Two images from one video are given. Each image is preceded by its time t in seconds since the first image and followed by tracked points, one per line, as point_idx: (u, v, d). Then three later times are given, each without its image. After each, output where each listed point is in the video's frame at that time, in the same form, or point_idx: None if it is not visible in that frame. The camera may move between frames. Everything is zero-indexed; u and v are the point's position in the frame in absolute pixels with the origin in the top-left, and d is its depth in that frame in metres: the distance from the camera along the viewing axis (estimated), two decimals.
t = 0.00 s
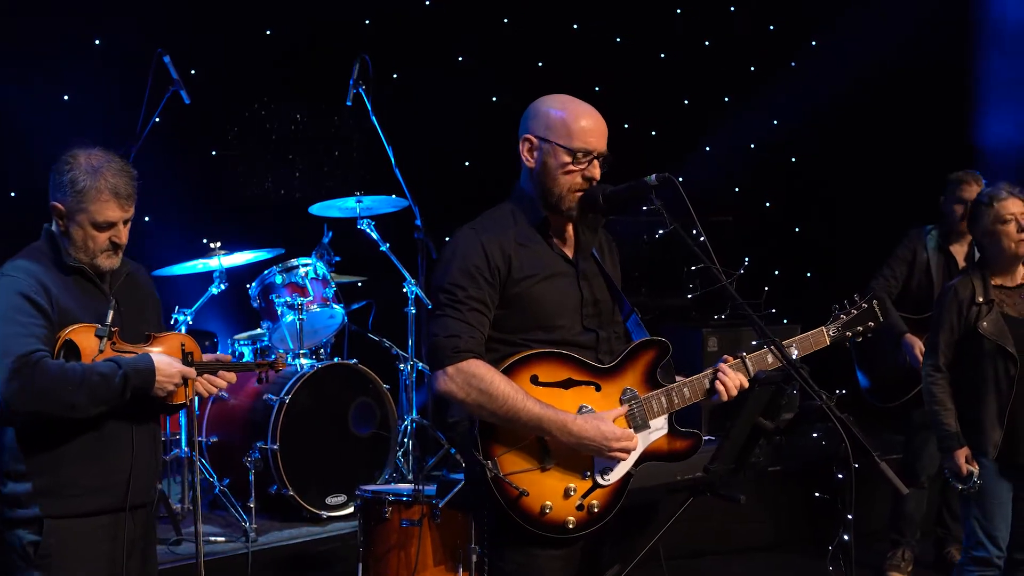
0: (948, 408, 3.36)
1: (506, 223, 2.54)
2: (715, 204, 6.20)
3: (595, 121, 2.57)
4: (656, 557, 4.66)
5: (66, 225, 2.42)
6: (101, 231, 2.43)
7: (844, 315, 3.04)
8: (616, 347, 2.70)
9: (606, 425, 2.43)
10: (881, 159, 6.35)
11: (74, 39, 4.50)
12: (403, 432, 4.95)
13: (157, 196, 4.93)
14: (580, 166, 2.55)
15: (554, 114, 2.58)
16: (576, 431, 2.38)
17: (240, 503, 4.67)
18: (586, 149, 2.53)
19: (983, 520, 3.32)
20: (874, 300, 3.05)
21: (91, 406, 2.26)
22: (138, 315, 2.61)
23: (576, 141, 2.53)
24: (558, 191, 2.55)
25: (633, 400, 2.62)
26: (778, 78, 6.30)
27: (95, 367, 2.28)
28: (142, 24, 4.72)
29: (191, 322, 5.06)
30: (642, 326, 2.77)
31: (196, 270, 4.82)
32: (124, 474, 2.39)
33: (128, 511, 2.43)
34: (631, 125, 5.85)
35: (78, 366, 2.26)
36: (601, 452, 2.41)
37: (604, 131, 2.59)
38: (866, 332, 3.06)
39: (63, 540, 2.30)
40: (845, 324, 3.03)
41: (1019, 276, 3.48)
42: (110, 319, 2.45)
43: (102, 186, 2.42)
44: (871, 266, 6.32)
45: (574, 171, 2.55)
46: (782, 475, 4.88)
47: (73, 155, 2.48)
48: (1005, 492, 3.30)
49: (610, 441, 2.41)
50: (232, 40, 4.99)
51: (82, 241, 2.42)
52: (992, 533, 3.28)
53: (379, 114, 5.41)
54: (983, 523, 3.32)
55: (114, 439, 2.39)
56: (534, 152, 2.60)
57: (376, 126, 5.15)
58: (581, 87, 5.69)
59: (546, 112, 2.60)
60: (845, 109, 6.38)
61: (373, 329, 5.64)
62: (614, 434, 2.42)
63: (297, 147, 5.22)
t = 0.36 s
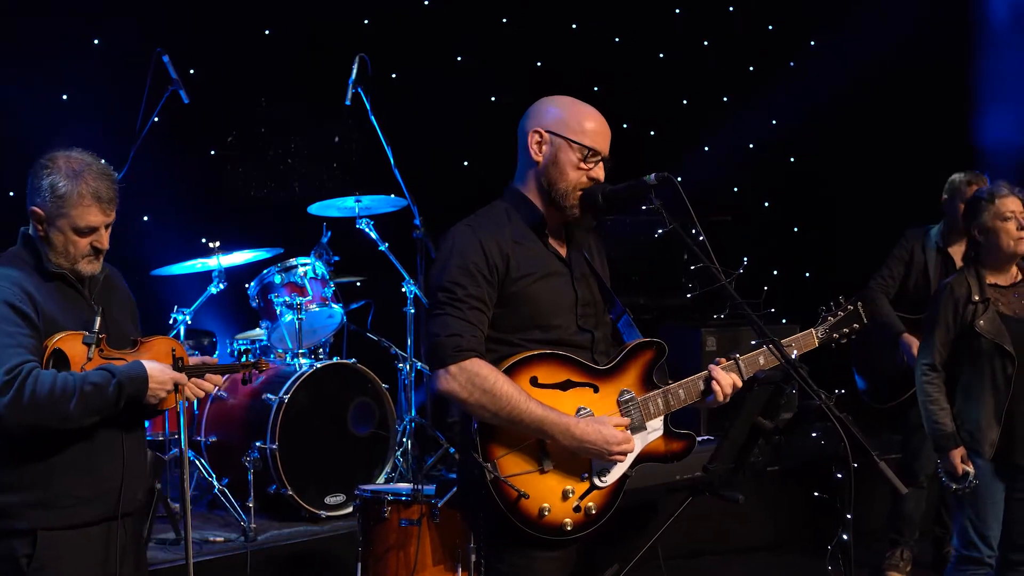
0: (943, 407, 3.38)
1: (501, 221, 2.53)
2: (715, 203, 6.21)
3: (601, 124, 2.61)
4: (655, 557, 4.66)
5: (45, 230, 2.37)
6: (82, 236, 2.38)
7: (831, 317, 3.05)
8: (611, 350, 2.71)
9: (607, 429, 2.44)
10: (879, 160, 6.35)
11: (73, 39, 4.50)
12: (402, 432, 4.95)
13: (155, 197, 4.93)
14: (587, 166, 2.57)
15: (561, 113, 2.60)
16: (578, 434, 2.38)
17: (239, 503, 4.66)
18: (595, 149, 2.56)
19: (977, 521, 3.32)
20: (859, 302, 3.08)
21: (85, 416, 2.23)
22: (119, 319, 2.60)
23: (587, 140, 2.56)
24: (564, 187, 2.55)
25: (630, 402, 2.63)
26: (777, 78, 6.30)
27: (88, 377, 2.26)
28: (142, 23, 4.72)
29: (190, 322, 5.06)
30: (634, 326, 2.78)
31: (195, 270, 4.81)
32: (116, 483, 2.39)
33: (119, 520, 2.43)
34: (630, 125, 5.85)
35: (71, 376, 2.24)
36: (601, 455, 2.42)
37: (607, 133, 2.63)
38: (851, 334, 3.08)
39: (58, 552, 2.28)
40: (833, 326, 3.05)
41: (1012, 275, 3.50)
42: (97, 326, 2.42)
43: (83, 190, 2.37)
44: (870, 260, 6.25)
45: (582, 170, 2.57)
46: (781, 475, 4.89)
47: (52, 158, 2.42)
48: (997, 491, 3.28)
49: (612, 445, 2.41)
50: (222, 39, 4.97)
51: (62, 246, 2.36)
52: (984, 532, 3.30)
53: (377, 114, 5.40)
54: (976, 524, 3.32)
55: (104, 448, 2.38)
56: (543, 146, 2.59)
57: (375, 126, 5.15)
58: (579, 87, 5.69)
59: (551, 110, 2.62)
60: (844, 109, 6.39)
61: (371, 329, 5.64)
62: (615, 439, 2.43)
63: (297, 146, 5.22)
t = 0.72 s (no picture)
0: (938, 407, 3.35)
1: (500, 220, 2.51)
2: (713, 203, 6.21)
3: (596, 125, 2.64)
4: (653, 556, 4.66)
5: (33, 235, 2.35)
6: (72, 241, 2.38)
7: (808, 318, 3.16)
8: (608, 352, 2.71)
9: (615, 429, 2.48)
10: (875, 159, 6.39)
11: (71, 38, 4.50)
12: (400, 432, 4.95)
13: (153, 197, 4.92)
14: (584, 166, 2.59)
15: (558, 113, 2.61)
16: (588, 434, 2.41)
17: (236, 503, 4.66)
18: (593, 150, 2.59)
19: (965, 520, 3.34)
20: (831, 305, 3.18)
21: (82, 429, 2.22)
22: (104, 326, 2.57)
23: (586, 140, 2.59)
24: (561, 186, 2.56)
25: (629, 403, 2.65)
26: (776, 77, 6.30)
27: (84, 390, 2.25)
28: (140, 23, 4.72)
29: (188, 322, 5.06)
30: (624, 327, 2.80)
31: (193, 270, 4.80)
32: (106, 490, 2.38)
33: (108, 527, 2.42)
34: (628, 125, 5.86)
35: (66, 388, 2.23)
36: (609, 455, 2.45)
37: (601, 134, 2.67)
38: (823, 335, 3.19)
39: (50, 560, 2.26)
40: (809, 327, 3.15)
41: (998, 272, 3.53)
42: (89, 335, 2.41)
43: (74, 196, 2.38)
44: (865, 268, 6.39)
45: (580, 170, 2.59)
46: (780, 474, 4.89)
47: (40, 163, 2.41)
48: (988, 493, 3.32)
49: (619, 445, 2.45)
50: (220, 38, 4.97)
51: (51, 251, 2.35)
52: (973, 533, 3.33)
53: (375, 114, 5.40)
54: (965, 524, 3.35)
55: (97, 460, 2.38)
56: (541, 144, 2.59)
57: (373, 126, 5.15)
58: (578, 87, 5.69)
59: (547, 109, 2.63)
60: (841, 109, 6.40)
61: (369, 328, 5.64)
62: (622, 439, 2.47)
63: (296, 146, 5.23)
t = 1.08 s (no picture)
0: (937, 407, 3.34)
1: (501, 219, 2.49)
2: (710, 203, 6.20)
3: (588, 121, 2.64)
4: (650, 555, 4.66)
5: (26, 238, 2.34)
6: (66, 243, 2.36)
7: (787, 313, 3.13)
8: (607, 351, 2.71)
9: (624, 429, 2.49)
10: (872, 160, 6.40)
11: (68, 38, 4.50)
12: (397, 432, 4.95)
13: (151, 197, 4.92)
14: (578, 163, 2.59)
15: (550, 109, 2.61)
16: (599, 435, 2.42)
17: (233, 503, 4.65)
18: (586, 146, 2.59)
19: (959, 520, 3.36)
20: (805, 300, 3.17)
21: (73, 435, 2.21)
22: (97, 329, 2.55)
23: (580, 137, 2.59)
24: (557, 184, 2.56)
25: (630, 401, 2.66)
26: (773, 77, 6.30)
27: (76, 395, 2.25)
28: (137, 23, 4.71)
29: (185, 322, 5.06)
30: (619, 329, 2.81)
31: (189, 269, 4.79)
32: (96, 495, 2.37)
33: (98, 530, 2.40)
34: (625, 125, 5.86)
35: (60, 396, 2.22)
36: (617, 454, 2.46)
37: (594, 130, 2.67)
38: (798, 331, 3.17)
39: (40, 562, 2.24)
40: (788, 322, 3.13)
41: (992, 272, 3.54)
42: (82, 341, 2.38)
43: (67, 198, 2.36)
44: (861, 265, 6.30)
45: (574, 167, 2.59)
46: (776, 474, 4.89)
47: (32, 165, 2.40)
48: (982, 496, 3.34)
49: (628, 444, 2.47)
50: (217, 38, 4.96)
51: (45, 254, 2.34)
52: (966, 534, 3.36)
53: (373, 114, 5.40)
54: (958, 525, 3.37)
55: (89, 466, 2.37)
56: (535, 142, 2.58)
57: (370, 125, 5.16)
58: (576, 87, 5.69)
59: (537, 106, 2.62)
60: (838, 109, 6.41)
61: (367, 328, 5.64)
62: (630, 439, 2.48)
63: (293, 146, 5.23)
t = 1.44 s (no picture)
0: (938, 407, 3.33)
1: (496, 222, 2.49)
2: (708, 203, 6.20)
3: (585, 123, 2.62)
4: (649, 556, 4.66)
5: (26, 244, 2.34)
6: (65, 247, 2.36)
7: (789, 308, 3.12)
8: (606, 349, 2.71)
9: (622, 429, 2.48)
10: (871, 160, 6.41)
11: (66, 39, 4.50)
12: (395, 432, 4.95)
13: (149, 197, 4.92)
14: (574, 167, 2.59)
15: (545, 112, 2.60)
16: (597, 436, 2.41)
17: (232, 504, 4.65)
18: (582, 149, 2.58)
19: (957, 520, 3.35)
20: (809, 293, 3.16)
21: (60, 444, 2.20)
22: (97, 335, 2.56)
23: (574, 141, 2.57)
24: (553, 189, 2.55)
25: (629, 400, 2.66)
26: (772, 77, 6.30)
27: (67, 405, 2.23)
28: (135, 23, 4.71)
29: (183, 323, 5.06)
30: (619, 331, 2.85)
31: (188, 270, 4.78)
32: (87, 502, 2.36)
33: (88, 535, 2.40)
34: (623, 125, 5.86)
35: (49, 404, 2.21)
36: (616, 455, 2.45)
37: (590, 131, 2.65)
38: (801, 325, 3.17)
39: (26, 564, 2.24)
40: (790, 317, 3.11)
41: (988, 272, 3.55)
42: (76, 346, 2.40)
43: (64, 202, 2.35)
44: (858, 268, 6.42)
45: (570, 171, 2.58)
46: (774, 474, 4.89)
47: (28, 171, 2.40)
48: (980, 496, 3.34)
49: (626, 444, 2.46)
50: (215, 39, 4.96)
51: (45, 259, 2.34)
52: (965, 535, 3.35)
53: (371, 114, 5.40)
54: (957, 524, 3.36)
55: (80, 475, 2.36)
56: (530, 148, 2.58)
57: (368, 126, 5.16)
58: (573, 87, 5.69)
59: (532, 109, 2.62)
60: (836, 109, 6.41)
61: (365, 329, 5.64)
62: (629, 438, 2.47)
63: (291, 147, 5.23)
